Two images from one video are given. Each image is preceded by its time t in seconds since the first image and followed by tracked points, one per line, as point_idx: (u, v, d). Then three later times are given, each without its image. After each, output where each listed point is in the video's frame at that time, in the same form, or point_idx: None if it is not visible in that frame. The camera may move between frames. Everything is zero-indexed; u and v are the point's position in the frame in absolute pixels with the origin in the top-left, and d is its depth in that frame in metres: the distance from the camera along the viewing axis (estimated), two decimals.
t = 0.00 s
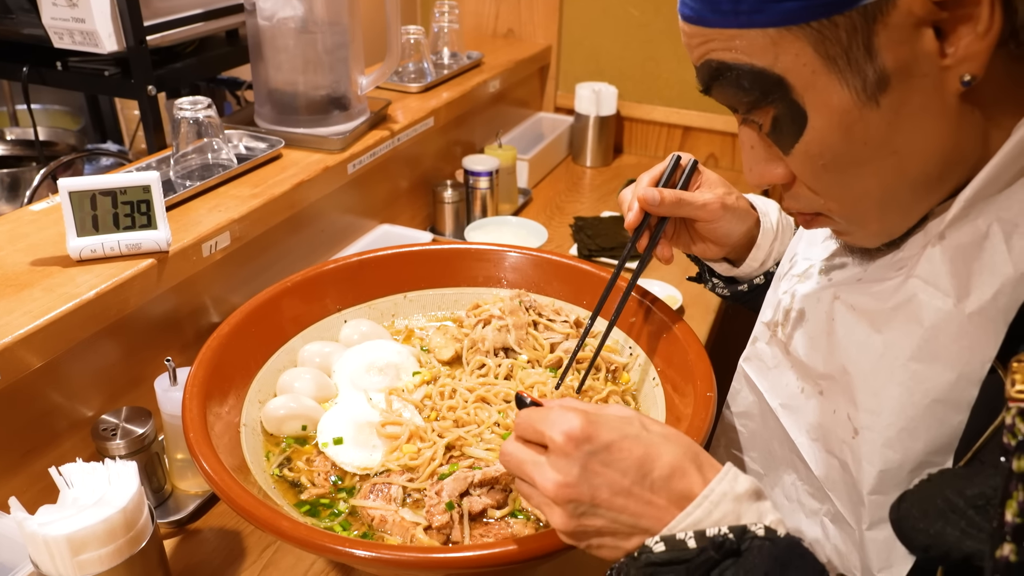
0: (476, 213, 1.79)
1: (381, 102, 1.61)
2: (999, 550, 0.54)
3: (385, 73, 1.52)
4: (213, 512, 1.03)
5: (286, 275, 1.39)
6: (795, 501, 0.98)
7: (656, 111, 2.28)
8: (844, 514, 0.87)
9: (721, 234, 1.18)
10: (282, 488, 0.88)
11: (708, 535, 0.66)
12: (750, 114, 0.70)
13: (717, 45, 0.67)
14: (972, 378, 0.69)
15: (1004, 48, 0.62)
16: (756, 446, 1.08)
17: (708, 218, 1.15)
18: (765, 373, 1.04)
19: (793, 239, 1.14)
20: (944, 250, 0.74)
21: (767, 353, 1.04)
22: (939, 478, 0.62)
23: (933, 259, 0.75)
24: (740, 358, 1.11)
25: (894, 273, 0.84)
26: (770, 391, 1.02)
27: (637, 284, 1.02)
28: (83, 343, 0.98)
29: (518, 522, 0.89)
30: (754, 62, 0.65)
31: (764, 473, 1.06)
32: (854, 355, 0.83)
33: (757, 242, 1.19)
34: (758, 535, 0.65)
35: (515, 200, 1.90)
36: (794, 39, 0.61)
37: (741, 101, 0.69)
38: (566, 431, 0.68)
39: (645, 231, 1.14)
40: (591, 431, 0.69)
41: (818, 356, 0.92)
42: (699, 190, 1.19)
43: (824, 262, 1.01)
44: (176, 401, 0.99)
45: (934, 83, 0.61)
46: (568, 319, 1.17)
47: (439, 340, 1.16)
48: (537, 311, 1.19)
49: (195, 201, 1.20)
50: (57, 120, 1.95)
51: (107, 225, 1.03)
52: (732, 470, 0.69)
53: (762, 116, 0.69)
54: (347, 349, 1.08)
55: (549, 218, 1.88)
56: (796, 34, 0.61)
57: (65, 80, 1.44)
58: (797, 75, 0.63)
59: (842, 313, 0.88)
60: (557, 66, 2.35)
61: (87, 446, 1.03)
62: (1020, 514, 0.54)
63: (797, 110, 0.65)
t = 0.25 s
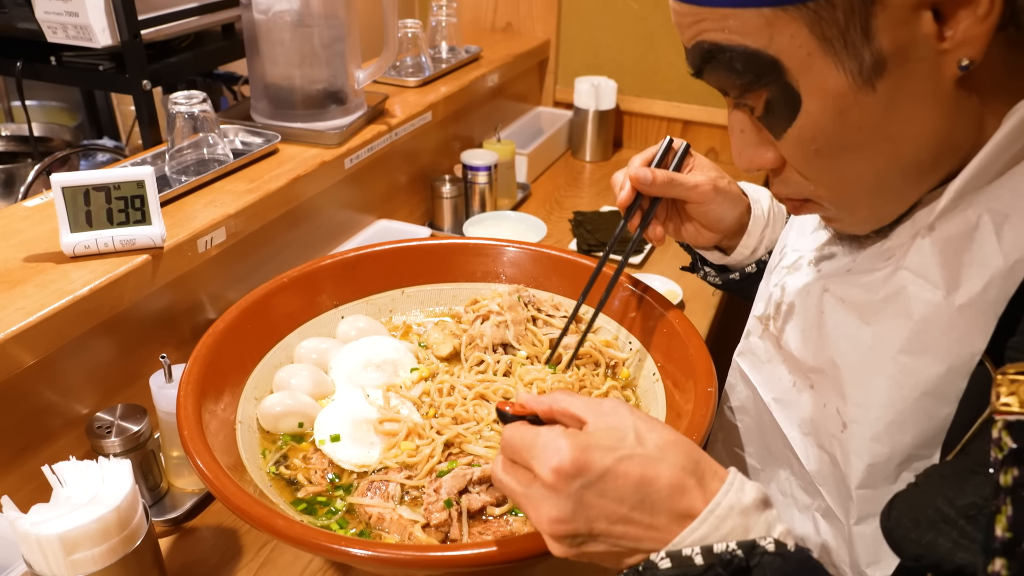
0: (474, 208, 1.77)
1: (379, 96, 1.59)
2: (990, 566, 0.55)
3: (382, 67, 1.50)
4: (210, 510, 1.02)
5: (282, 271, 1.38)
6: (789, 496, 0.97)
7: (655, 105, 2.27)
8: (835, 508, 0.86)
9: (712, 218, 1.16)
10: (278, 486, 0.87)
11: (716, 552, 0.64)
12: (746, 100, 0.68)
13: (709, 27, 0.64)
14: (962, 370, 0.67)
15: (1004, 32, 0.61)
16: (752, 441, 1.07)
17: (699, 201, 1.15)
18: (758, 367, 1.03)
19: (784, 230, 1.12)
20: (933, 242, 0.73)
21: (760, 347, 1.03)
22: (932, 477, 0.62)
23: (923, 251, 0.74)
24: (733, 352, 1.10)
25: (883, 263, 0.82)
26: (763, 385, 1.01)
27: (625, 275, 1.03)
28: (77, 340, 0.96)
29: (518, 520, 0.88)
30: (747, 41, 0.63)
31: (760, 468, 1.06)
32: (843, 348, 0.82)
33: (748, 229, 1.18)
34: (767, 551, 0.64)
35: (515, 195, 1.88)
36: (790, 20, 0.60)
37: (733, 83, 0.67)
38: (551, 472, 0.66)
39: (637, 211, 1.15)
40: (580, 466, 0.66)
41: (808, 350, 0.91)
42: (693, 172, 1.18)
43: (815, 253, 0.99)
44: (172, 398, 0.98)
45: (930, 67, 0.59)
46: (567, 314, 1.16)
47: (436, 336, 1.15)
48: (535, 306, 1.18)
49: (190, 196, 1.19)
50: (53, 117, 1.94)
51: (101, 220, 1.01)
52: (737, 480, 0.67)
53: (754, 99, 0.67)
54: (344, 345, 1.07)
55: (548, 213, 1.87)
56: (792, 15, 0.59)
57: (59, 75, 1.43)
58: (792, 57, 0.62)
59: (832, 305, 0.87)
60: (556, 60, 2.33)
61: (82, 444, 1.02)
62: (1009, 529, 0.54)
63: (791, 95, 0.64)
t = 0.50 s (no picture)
0: (474, 204, 1.77)
1: (377, 92, 1.58)
2: None
3: (380, 62, 1.49)
4: (209, 509, 1.02)
5: (281, 268, 1.37)
6: (779, 503, 0.97)
7: (656, 99, 2.25)
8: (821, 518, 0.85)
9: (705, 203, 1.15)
10: (276, 485, 0.87)
11: (707, 557, 0.63)
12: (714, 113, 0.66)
13: (673, 40, 0.62)
14: (937, 382, 0.67)
15: (971, 46, 0.57)
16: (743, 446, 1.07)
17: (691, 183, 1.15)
18: (746, 374, 1.03)
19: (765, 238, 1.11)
20: (907, 251, 0.73)
21: (746, 354, 1.03)
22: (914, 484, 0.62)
23: (897, 261, 0.74)
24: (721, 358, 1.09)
25: (859, 271, 0.81)
26: (750, 392, 1.01)
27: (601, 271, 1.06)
28: (74, 338, 0.96)
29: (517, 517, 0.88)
30: (712, 57, 0.61)
31: (753, 476, 1.05)
32: (822, 359, 0.81)
33: (738, 221, 1.16)
34: (762, 559, 0.63)
35: (514, 191, 1.88)
36: (755, 36, 0.57)
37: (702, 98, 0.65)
38: (528, 500, 0.63)
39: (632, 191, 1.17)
40: (557, 490, 0.63)
41: (790, 358, 0.90)
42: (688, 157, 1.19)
43: (795, 259, 0.98)
44: (170, 396, 0.97)
45: (898, 82, 0.57)
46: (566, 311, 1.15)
47: (435, 332, 1.15)
48: (535, 303, 1.17)
49: (188, 193, 1.19)
50: (52, 113, 1.93)
51: (98, 218, 1.01)
52: (732, 484, 0.66)
53: (723, 113, 0.65)
54: (342, 342, 1.07)
55: (548, 208, 1.86)
56: (756, 30, 0.57)
57: (57, 72, 1.42)
58: (758, 72, 0.59)
59: (810, 315, 0.86)
60: (556, 54, 2.32)
61: (80, 442, 1.02)
62: (985, 545, 0.52)
63: (759, 110, 0.62)
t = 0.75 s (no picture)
0: (474, 202, 1.77)
1: (378, 90, 1.58)
2: (937, 554, 0.50)
3: (381, 60, 1.49)
4: (211, 506, 1.02)
5: (281, 266, 1.37)
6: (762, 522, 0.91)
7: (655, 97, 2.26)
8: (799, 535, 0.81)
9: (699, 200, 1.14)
10: (279, 482, 0.87)
11: (702, 478, 0.57)
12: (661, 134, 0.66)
13: (622, 66, 0.62)
14: (904, 397, 0.65)
15: (908, 79, 0.59)
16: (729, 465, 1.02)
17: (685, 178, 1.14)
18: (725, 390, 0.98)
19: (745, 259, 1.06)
20: (867, 269, 0.70)
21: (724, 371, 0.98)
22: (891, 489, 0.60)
23: (858, 279, 0.70)
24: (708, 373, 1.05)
25: (828, 286, 0.78)
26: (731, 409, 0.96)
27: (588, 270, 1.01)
28: (77, 336, 0.96)
29: (518, 514, 0.88)
30: (655, 82, 0.60)
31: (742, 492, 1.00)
32: (793, 378, 0.76)
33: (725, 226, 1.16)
34: (759, 488, 0.58)
35: (515, 188, 1.88)
36: (698, 65, 0.57)
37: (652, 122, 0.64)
38: (513, 398, 0.61)
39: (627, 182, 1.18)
40: (543, 390, 0.60)
41: (768, 376, 0.83)
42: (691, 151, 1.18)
43: (767, 275, 0.95)
44: (171, 394, 0.98)
45: (838, 112, 0.57)
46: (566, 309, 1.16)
47: (436, 331, 1.15)
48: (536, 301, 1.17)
49: (189, 191, 1.19)
50: (52, 111, 1.94)
51: (99, 216, 1.01)
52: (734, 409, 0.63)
53: (670, 136, 0.64)
54: (343, 340, 1.07)
55: (549, 206, 1.86)
56: (700, 59, 0.57)
57: (58, 70, 1.42)
58: (703, 99, 0.59)
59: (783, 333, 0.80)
60: (556, 52, 2.32)
61: (82, 440, 1.02)
62: (955, 515, 0.49)
63: (704, 134, 0.61)
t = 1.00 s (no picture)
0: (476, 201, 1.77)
1: (380, 89, 1.59)
2: (919, 509, 0.49)
3: (383, 58, 1.50)
4: (214, 504, 1.02)
5: (283, 264, 1.38)
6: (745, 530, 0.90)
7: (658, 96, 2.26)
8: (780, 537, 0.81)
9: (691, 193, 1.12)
10: (282, 480, 0.88)
11: (709, 400, 0.56)
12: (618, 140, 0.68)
13: (580, 67, 0.64)
14: (874, 399, 0.66)
15: (854, 103, 0.63)
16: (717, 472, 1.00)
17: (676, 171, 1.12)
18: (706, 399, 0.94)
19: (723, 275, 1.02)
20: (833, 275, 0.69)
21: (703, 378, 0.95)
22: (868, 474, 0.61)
23: (825, 285, 0.69)
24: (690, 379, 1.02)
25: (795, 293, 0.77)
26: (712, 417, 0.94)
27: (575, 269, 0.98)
28: (81, 334, 0.97)
29: (520, 511, 0.88)
30: (612, 84, 0.62)
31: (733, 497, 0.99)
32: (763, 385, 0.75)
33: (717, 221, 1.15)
34: (769, 417, 0.57)
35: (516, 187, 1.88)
36: (655, 70, 0.60)
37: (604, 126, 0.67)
38: (517, 301, 0.61)
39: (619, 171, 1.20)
40: (547, 296, 0.61)
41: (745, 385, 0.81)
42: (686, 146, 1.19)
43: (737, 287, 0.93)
44: (175, 392, 0.98)
45: (784, 131, 0.60)
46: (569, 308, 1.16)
47: (439, 329, 1.15)
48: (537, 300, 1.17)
49: (192, 189, 1.19)
50: (54, 110, 1.93)
51: (103, 215, 1.01)
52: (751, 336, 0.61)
53: (620, 137, 0.66)
54: (347, 338, 1.08)
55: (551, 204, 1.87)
56: (657, 65, 0.59)
57: (61, 68, 1.42)
58: (657, 106, 0.62)
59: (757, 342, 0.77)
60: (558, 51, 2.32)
61: (86, 438, 1.02)
62: (933, 469, 0.49)
63: (655, 142, 0.64)
